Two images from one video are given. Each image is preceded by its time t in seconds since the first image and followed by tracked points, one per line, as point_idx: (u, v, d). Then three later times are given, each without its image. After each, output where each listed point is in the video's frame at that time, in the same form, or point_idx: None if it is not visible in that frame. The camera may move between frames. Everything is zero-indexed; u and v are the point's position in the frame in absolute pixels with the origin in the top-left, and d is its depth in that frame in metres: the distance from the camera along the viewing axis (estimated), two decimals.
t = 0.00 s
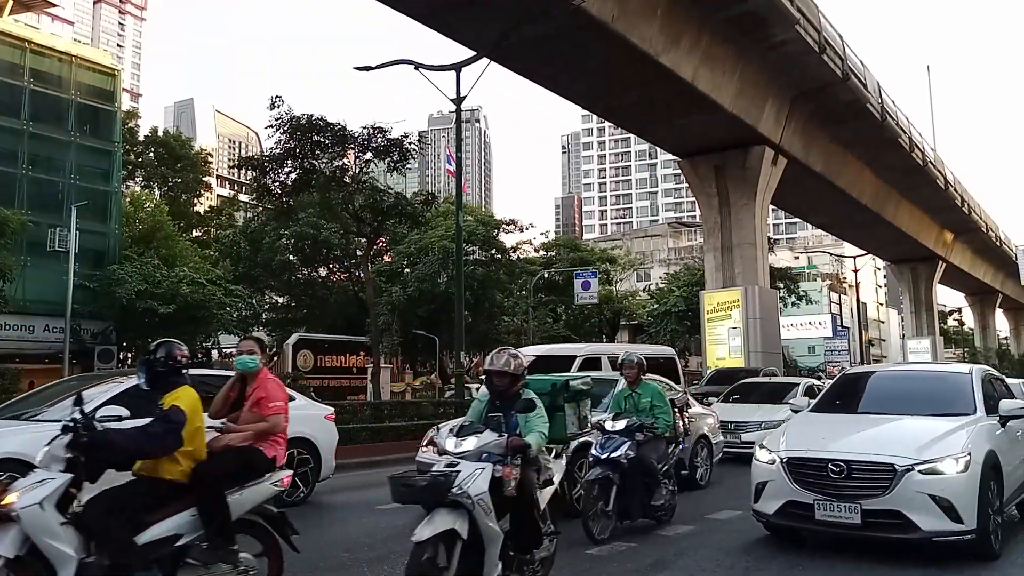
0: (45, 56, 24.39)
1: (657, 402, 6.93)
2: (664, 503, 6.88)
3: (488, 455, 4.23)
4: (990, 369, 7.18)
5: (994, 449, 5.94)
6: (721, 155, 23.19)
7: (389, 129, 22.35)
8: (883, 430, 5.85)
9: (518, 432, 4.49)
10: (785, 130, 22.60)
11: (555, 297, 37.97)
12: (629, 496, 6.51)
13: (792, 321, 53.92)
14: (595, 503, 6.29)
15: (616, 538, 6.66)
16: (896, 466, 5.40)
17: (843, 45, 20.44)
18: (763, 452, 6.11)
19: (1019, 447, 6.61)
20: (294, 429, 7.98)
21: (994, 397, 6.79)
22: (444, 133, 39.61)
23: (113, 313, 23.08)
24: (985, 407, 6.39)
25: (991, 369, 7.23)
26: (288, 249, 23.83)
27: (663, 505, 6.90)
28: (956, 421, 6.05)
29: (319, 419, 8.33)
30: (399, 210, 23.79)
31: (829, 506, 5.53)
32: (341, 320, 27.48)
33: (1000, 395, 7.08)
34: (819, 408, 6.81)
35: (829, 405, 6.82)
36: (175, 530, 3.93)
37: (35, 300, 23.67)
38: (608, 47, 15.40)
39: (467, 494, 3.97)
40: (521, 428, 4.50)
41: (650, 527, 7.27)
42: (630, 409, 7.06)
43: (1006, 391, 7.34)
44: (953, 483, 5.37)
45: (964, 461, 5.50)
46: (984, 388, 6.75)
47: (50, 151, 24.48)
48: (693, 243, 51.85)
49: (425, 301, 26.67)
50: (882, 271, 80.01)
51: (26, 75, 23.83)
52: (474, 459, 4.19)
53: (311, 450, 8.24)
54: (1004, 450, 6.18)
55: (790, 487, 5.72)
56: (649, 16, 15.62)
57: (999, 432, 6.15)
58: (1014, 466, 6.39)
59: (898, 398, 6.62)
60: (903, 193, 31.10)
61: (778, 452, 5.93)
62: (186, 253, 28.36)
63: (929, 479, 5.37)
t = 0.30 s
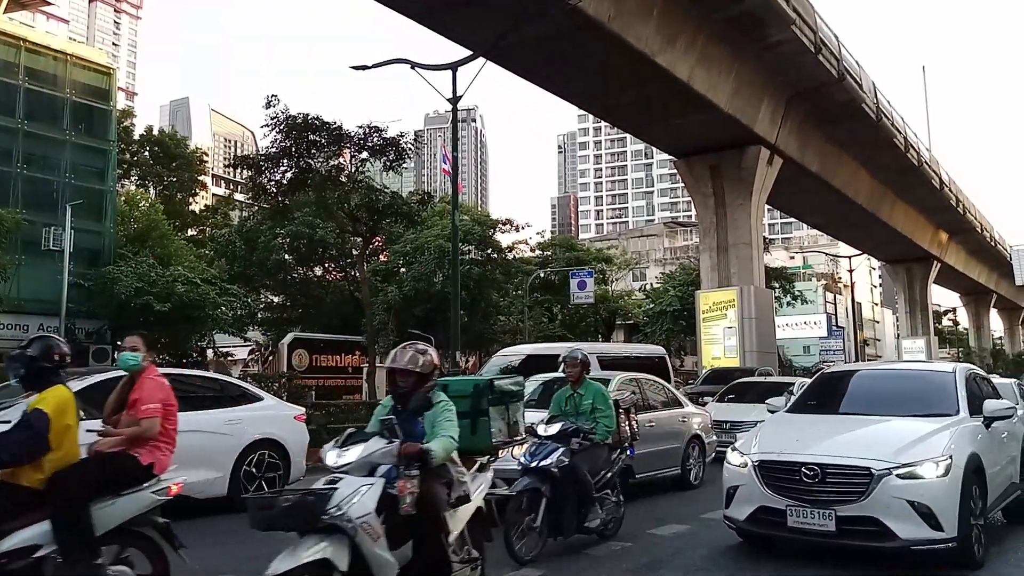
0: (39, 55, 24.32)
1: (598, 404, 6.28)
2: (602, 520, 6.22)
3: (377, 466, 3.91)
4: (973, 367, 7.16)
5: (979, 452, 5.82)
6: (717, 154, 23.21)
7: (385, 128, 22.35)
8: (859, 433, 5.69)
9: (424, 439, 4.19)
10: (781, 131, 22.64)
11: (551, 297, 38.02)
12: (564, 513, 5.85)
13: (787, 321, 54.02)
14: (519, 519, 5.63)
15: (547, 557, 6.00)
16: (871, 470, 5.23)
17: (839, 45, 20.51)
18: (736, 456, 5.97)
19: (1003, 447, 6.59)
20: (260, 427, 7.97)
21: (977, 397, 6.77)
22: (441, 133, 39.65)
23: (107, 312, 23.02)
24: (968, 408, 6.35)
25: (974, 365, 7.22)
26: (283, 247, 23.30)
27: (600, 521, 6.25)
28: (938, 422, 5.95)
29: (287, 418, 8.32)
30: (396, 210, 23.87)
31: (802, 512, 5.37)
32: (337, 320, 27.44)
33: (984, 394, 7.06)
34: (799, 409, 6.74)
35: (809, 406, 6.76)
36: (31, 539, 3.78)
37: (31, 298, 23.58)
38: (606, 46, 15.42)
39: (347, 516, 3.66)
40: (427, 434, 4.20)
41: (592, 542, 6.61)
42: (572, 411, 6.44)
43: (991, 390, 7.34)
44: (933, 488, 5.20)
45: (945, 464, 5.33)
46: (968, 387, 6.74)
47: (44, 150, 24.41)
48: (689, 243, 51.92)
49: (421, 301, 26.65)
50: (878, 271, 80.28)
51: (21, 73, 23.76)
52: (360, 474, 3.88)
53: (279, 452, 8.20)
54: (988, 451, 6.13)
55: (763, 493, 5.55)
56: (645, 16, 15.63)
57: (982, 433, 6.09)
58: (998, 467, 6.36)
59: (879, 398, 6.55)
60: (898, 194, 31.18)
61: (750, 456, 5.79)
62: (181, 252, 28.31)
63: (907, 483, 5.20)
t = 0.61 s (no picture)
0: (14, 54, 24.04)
1: (513, 409, 5.52)
2: (513, 542, 5.39)
3: (180, 492, 3.06)
4: (934, 371, 7.20)
5: (940, 458, 5.78)
6: (695, 158, 23.31)
7: (363, 130, 22.53)
8: (815, 438, 5.53)
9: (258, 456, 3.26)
10: (758, 136, 22.81)
11: (530, 300, 38.11)
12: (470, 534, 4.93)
13: (765, 324, 54.46)
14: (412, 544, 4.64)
15: None
16: (826, 477, 5.06)
17: (816, 52, 20.71)
18: (686, 461, 5.79)
19: (965, 451, 6.61)
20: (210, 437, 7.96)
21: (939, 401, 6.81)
22: (420, 136, 39.69)
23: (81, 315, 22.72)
24: (930, 411, 6.37)
25: (936, 367, 7.27)
26: (261, 249, 23.16)
27: (507, 543, 5.38)
28: (899, 426, 5.92)
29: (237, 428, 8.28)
30: (375, 212, 24.10)
31: (754, 522, 5.18)
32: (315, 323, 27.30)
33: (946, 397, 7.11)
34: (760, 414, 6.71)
35: (769, 411, 6.73)
36: None
37: (3, 300, 23.25)
38: (584, 49, 15.43)
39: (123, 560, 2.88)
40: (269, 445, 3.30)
41: (505, 566, 5.82)
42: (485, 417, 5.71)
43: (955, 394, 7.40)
44: (890, 496, 5.04)
45: (904, 471, 5.19)
46: (930, 390, 6.78)
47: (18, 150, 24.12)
48: (667, 246, 52.22)
49: (401, 304, 26.58)
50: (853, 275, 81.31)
51: None
52: (159, 503, 3.05)
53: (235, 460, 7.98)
54: (951, 456, 6.14)
55: (716, 503, 5.36)
56: (624, 21, 15.68)
57: (943, 437, 6.10)
58: (961, 471, 6.38)
59: (838, 402, 6.56)
60: (874, 198, 31.53)
61: (700, 460, 5.61)
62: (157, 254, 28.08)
63: (863, 491, 5.03)
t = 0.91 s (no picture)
0: None
1: (410, 416, 4.86)
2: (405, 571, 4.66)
3: None
4: (899, 368, 6.91)
5: (901, 462, 5.48)
6: (675, 159, 23.40)
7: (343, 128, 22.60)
8: (769, 443, 5.31)
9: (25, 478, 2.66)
10: (738, 137, 22.93)
11: (511, 300, 38.08)
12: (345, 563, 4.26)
13: (744, 324, 54.84)
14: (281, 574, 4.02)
15: None
16: (779, 484, 4.84)
17: (794, 53, 20.87)
18: (635, 468, 5.55)
19: (929, 452, 6.35)
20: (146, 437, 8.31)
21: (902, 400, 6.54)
22: (401, 135, 39.52)
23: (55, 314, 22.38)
24: (895, 412, 6.08)
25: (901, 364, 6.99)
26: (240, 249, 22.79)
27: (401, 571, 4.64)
28: (858, 428, 5.62)
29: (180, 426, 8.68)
30: (354, 211, 23.92)
31: (703, 532, 4.94)
32: (296, 323, 27.11)
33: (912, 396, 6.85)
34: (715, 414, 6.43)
35: (726, 411, 6.45)
36: None
37: None
38: (565, 50, 15.44)
39: None
40: (35, 466, 2.69)
41: None
42: (379, 423, 5.01)
43: (921, 394, 7.17)
44: (847, 504, 4.82)
45: (862, 478, 4.97)
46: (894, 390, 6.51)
47: None
48: (648, 247, 52.43)
49: (382, 304, 26.43)
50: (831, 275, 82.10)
51: None
52: None
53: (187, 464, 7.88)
54: (915, 460, 5.84)
55: (663, 512, 5.11)
56: (604, 20, 15.72)
57: (906, 439, 5.80)
58: (926, 475, 6.10)
59: (798, 401, 6.26)
60: (852, 199, 31.82)
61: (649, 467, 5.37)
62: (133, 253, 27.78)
63: (818, 499, 4.81)
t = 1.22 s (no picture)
0: None
1: (266, 426, 4.23)
2: None
3: None
4: (857, 368, 6.59)
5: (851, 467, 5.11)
6: (644, 164, 23.56)
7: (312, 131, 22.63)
8: (706, 448, 4.89)
9: None
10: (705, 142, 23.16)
11: (483, 304, 38.14)
12: None
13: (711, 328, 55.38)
14: None
15: None
16: (716, 495, 4.42)
17: (760, 60, 21.16)
18: (564, 476, 5.09)
19: (882, 457, 6.08)
20: (98, 446, 7.70)
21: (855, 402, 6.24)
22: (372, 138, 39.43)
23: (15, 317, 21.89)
24: (846, 413, 5.73)
25: (858, 365, 6.71)
26: (207, 251, 22.51)
27: None
28: (804, 431, 5.23)
29: (137, 433, 8.05)
30: (324, 213, 23.77)
31: (633, 548, 4.50)
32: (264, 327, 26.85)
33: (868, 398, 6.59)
34: (660, 413, 6.05)
35: (672, 410, 6.07)
36: None
37: None
38: (535, 55, 15.51)
39: None
40: None
41: None
42: (235, 435, 4.37)
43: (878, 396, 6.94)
44: (789, 516, 4.43)
45: (807, 487, 4.57)
46: (847, 390, 6.17)
47: None
48: (618, 251, 52.78)
49: (352, 307, 26.24)
50: (797, 278, 83.37)
51: None
52: None
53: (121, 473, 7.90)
54: (866, 465, 5.48)
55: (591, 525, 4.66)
56: (575, 25, 15.83)
57: (856, 443, 5.44)
58: (878, 481, 5.77)
59: (746, 399, 5.90)
60: (818, 204, 32.28)
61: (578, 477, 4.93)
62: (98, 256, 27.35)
63: (757, 512, 4.40)
